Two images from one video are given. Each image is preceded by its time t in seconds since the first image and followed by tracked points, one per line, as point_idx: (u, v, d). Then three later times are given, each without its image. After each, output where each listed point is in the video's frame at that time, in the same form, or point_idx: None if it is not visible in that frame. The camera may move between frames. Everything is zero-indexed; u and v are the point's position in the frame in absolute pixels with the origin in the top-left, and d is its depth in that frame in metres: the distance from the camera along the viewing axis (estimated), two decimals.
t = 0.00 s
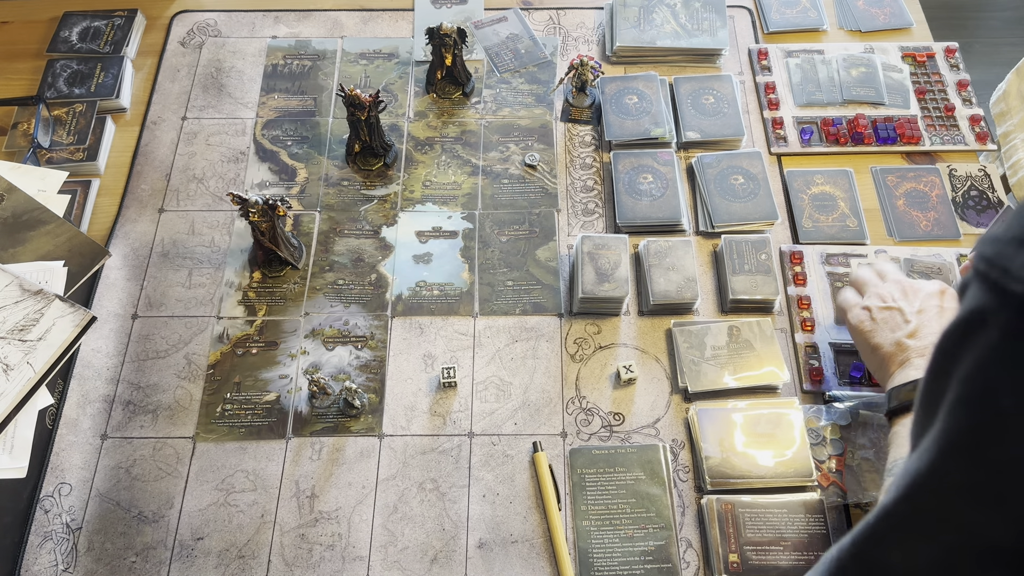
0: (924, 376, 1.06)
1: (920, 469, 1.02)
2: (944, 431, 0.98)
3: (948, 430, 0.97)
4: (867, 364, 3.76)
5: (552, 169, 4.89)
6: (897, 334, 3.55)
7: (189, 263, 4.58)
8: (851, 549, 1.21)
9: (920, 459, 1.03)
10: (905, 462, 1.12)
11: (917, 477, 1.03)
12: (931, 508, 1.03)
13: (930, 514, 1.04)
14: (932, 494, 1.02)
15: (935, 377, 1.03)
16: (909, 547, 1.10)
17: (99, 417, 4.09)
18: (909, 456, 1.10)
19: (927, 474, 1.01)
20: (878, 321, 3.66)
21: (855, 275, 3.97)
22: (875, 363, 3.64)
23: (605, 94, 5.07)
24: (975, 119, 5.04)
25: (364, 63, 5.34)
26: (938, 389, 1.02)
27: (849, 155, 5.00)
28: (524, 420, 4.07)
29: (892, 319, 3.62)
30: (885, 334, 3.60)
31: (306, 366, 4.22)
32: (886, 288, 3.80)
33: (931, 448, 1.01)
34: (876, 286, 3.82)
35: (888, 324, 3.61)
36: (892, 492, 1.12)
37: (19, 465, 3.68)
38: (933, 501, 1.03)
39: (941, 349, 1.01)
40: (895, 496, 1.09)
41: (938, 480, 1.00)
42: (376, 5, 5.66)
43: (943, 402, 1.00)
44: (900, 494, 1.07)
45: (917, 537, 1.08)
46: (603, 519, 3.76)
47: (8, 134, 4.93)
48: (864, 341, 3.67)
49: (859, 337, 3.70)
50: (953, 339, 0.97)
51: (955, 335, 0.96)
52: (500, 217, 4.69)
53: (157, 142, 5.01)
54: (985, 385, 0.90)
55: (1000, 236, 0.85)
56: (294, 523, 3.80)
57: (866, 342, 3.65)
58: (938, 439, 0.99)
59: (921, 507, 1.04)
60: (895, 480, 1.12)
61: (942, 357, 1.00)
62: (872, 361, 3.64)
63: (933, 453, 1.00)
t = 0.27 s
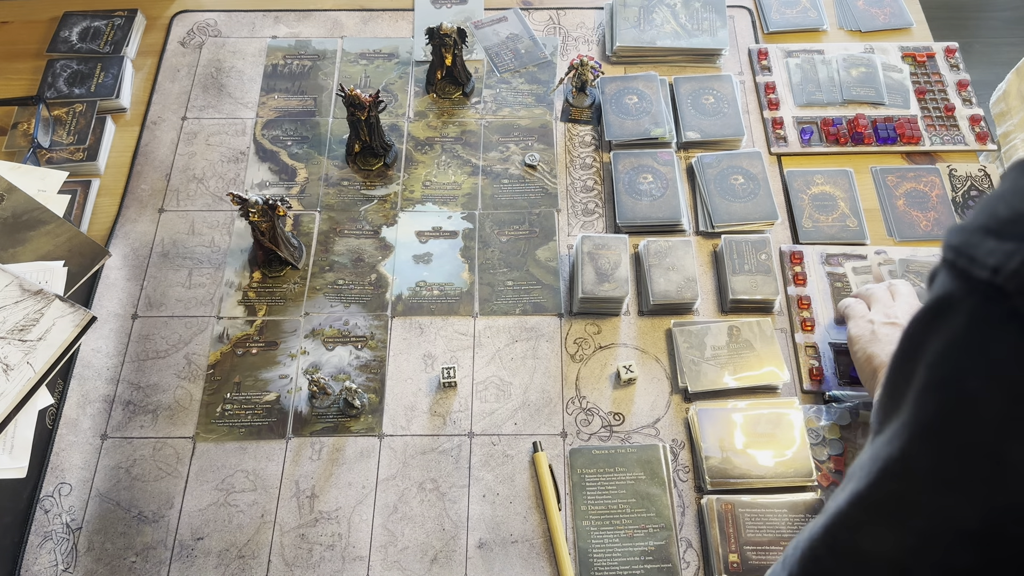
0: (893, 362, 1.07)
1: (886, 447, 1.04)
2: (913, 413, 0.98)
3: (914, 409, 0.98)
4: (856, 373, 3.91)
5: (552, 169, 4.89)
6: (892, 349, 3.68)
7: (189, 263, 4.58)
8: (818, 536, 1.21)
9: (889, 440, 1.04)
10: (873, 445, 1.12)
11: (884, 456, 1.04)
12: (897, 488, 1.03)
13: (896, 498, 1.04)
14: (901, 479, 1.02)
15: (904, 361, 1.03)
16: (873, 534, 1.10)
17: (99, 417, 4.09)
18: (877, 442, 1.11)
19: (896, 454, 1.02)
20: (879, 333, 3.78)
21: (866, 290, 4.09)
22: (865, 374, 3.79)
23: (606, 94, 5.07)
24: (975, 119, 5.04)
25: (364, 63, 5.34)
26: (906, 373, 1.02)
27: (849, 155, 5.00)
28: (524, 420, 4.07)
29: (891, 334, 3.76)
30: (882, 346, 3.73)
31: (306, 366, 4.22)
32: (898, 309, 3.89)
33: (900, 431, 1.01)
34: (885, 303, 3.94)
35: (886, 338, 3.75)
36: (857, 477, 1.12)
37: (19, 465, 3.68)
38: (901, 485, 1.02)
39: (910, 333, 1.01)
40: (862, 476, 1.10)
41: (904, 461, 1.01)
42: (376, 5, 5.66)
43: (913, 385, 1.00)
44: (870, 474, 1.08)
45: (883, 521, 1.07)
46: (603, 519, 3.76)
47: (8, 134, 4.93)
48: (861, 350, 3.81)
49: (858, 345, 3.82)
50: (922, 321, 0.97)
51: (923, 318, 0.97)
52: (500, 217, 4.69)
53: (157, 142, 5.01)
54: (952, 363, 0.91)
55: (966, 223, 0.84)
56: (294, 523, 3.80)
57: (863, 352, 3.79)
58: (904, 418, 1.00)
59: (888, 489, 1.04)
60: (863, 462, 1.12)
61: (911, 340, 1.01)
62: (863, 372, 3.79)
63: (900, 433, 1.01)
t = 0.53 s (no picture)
0: (875, 369, 1.15)
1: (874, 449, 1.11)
2: (899, 416, 1.06)
3: (901, 412, 1.06)
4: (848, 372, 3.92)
5: (551, 169, 4.89)
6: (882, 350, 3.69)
7: (189, 263, 4.58)
8: (810, 537, 1.28)
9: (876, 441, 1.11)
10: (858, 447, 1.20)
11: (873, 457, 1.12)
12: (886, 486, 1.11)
13: (887, 496, 1.11)
14: (891, 480, 1.09)
15: (887, 367, 1.11)
16: (866, 532, 1.17)
17: (99, 417, 4.09)
18: (863, 445, 1.19)
19: (884, 454, 1.09)
20: (870, 333, 3.79)
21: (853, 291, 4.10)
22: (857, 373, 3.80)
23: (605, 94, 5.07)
24: (975, 119, 5.04)
25: (364, 63, 5.34)
26: (889, 379, 1.10)
27: (849, 155, 5.00)
28: (524, 420, 4.07)
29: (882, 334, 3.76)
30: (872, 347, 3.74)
31: (306, 366, 4.22)
32: (888, 309, 3.91)
33: (887, 434, 1.09)
34: (875, 304, 3.94)
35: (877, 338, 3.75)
36: (847, 480, 1.19)
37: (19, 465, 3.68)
38: (892, 486, 1.10)
39: (892, 340, 1.09)
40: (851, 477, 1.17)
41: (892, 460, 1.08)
42: (376, 5, 5.66)
43: (898, 389, 1.08)
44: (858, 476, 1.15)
45: (876, 519, 1.15)
46: (603, 519, 3.75)
47: (8, 134, 4.93)
48: (852, 351, 3.82)
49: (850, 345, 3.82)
50: (905, 328, 1.05)
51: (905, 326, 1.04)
52: (500, 217, 4.69)
53: (157, 142, 5.01)
54: (936, 369, 0.99)
55: (949, 230, 0.94)
56: (294, 523, 3.80)
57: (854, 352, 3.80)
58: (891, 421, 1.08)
59: (880, 490, 1.11)
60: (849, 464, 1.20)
61: (893, 346, 1.08)
62: (855, 371, 3.80)
63: (887, 435, 1.08)
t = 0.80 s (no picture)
0: (873, 366, 1.17)
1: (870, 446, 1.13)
2: (895, 412, 1.08)
3: (896, 408, 1.08)
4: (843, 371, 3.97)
5: (551, 169, 4.89)
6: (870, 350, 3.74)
7: (189, 263, 4.58)
8: (808, 537, 1.30)
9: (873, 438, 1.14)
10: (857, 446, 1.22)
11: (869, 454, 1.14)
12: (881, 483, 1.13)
13: (882, 494, 1.12)
14: (885, 476, 1.11)
15: (885, 364, 1.13)
16: (860, 531, 1.19)
17: (99, 417, 4.09)
18: (860, 443, 1.21)
19: (880, 450, 1.11)
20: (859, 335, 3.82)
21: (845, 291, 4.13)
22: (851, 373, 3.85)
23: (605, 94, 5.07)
24: (975, 119, 5.04)
25: (364, 63, 5.34)
26: (887, 375, 1.13)
27: (849, 155, 5.00)
28: (524, 420, 4.07)
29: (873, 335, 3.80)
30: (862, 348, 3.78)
31: (306, 366, 4.22)
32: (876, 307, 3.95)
33: (883, 430, 1.11)
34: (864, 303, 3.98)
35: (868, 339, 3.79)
36: (844, 478, 1.21)
37: (19, 465, 3.67)
38: (887, 482, 1.12)
39: (890, 337, 1.12)
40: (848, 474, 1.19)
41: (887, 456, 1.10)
42: (377, 5, 5.66)
43: (894, 386, 1.10)
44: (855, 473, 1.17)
45: (871, 519, 1.17)
46: (603, 519, 3.76)
47: (8, 134, 4.93)
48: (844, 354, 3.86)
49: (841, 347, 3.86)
50: (901, 325, 1.07)
51: (901, 323, 1.07)
52: (500, 217, 4.69)
53: (157, 142, 5.01)
54: (930, 363, 1.01)
55: (942, 227, 0.96)
56: (294, 523, 3.80)
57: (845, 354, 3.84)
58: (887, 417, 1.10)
59: (874, 486, 1.13)
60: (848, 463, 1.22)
61: (891, 343, 1.11)
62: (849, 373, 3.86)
63: (883, 431, 1.11)
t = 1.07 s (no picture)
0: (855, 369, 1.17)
1: (862, 448, 1.13)
2: (887, 413, 1.08)
3: (887, 410, 1.08)
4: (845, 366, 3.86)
5: (551, 169, 4.89)
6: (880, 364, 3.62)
7: (189, 263, 4.58)
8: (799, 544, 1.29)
9: (863, 440, 1.14)
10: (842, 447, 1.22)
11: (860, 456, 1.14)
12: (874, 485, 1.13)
13: (878, 496, 1.12)
14: (882, 479, 1.11)
15: (870, 364, 1.13)
16: (857, 535, 1.19)
17: (99, 417, 4.09)
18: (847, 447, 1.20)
19: (873, 451, 1.11)
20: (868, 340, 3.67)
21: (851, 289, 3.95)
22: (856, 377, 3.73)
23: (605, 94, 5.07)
24: (975, 119, 5.04)
25: (364, 63, 5.34)
26: (873, 376, 1.13)
27: (849, 155, 5.00)
28: (525, 419, 4.07)
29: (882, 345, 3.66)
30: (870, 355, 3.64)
31: (306, 366, 4.22)
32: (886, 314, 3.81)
33: (876, 434, 1.11)
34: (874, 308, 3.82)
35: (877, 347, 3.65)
36: (834, 483, 1.21)
37: (19, 465, 3.67)
38: (883, 485, 1.12)
39: (874, 339, 1.12)
40: (839, 478, 1.19)
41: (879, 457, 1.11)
42: (376, 5, 5.66)
43: (883, 387, 1.10)
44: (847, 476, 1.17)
45: (867, 522, 1.16)
46: (603, 519, 3.76)
47: (8, 134, 4.93)
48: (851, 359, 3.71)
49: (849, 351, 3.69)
50: (886, 326, 1.07)
51: (887, 324, 1.07)
52: (500, 217, 4.69)
53: (157, 142, 5.01)
54: (924, 364, 1.01)
55: (931, 228, 0.97)
56: (294, 523, 3.80)
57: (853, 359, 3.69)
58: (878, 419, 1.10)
59: (872, 490, 1.13)
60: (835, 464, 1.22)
61: (876, 344, 1.11)
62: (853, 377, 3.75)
63: (874, 433, 1.11)
